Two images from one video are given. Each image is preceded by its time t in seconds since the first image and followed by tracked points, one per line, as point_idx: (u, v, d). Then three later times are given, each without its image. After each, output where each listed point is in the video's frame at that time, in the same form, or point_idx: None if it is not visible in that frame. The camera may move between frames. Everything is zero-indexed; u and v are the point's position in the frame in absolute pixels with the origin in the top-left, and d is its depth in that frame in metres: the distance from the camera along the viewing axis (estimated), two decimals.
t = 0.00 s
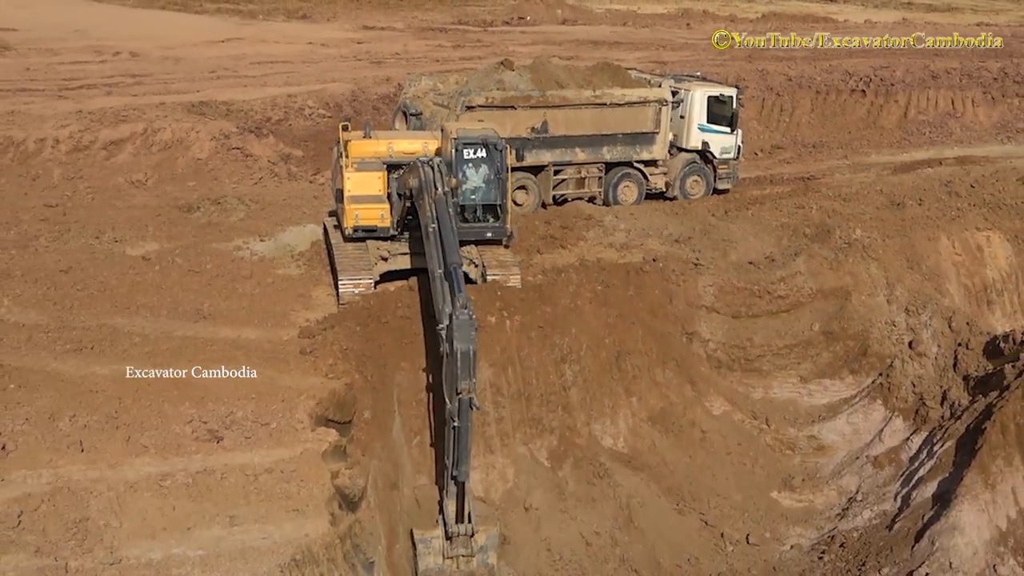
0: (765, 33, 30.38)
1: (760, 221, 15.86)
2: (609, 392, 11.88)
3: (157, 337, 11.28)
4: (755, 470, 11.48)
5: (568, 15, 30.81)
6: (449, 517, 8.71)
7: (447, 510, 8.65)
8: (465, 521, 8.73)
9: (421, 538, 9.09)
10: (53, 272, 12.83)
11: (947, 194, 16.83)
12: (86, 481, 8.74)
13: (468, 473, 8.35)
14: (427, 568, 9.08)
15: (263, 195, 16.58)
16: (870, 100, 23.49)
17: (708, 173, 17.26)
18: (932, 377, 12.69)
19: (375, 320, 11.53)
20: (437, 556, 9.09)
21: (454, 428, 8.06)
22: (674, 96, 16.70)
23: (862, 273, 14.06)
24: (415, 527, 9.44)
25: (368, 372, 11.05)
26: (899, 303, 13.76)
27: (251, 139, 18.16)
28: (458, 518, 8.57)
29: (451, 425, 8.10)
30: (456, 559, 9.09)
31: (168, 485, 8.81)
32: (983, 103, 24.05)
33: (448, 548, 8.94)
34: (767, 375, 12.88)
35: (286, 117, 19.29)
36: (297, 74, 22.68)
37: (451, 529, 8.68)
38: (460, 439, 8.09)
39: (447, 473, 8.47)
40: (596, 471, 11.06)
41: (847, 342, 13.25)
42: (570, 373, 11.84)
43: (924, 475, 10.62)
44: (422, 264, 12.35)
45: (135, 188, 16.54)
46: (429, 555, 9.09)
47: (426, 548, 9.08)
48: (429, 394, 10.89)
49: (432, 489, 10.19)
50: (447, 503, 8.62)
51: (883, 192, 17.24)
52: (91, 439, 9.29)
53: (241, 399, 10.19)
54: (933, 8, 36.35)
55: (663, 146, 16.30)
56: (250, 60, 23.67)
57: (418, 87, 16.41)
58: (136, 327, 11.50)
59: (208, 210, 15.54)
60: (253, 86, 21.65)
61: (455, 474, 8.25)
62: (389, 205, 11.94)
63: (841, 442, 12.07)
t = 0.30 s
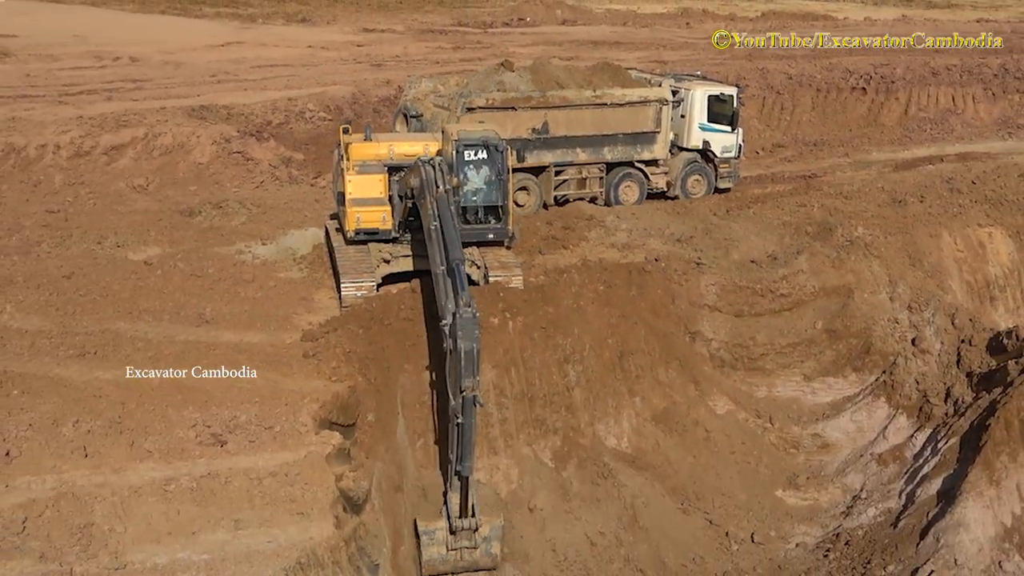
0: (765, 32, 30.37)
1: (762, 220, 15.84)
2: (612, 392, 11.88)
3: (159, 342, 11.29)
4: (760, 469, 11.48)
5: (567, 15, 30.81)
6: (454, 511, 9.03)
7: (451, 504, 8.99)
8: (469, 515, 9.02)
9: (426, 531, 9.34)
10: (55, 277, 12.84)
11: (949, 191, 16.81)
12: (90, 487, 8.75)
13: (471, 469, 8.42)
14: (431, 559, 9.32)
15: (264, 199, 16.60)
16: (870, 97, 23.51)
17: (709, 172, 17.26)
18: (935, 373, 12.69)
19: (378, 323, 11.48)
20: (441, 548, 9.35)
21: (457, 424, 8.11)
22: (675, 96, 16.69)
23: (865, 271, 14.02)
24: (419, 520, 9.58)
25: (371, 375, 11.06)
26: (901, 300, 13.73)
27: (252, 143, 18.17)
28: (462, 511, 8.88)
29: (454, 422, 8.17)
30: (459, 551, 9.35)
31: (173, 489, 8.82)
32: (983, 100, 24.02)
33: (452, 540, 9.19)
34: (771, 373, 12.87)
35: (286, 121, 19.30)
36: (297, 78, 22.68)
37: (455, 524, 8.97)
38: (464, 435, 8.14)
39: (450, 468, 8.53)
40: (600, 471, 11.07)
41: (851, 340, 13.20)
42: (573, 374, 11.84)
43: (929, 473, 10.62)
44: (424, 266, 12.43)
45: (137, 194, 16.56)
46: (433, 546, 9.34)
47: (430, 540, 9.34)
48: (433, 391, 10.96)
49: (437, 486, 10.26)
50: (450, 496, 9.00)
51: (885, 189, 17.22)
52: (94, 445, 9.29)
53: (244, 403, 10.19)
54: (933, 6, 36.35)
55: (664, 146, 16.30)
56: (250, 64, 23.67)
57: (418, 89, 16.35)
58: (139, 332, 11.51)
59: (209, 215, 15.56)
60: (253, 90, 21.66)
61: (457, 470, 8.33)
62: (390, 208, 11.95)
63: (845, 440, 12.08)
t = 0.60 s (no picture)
0: (766, 29, 30.33)
1: (764, 216, 15.83)
2: (614, 391, 11.93)
3: (162, 342, 11.30)
4: (762, 466, 11.55)
5: (568, 14, 30.78)
6: (457, 501, 9.24)
7: (454, 493, 9.17)
8: (472, 503, 9.25)
9: (429, 518, 9.54)
10: (57, 279, 12.85)
11: (951, 186, 16.79)
12: (93, 488, 8.76)
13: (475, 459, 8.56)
14: (433, 544, 9.57)
15: (265, 199, 16.61)
16: (871, 93, 23.47)
17: (710, 169, 17.26)
18: (938, 369, 12.60)
19: (381, 322, 11.55)
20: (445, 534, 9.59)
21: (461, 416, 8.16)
22: (675, 93, 16.67)
23: (866, 267, 13.97)
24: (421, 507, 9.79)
25: (375, 375, 11.18)
26: (903, 296, 13.75)
27: (253, 143, 18.16)
28: (464, 501, 9.12)
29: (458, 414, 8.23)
30: (462, 538, 9.62)
31: (176, 490, 8.84)
32: (984, 95, 23.95)
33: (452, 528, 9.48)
34: (772, 370, 12.94)
35: (287, 121, 19.31)
36: (297, 78, 22.66)
37: (460, 513, 9.21)
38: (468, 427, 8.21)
39: (454, 459, 8.71)
40: (603, 469, 11.12)
41: (853, 337, 13.17)
42: (575, 372, 11.85)
43: (932, 469, 10.56)
44: (425, 265, 12.40)
45: (138, 195, 16.57)
46: (436, 532, 9.56)
47: (433, 526, 9.54)
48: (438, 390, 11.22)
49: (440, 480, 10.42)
50: (455, 484, 9.16)
51: (886, 185, 17.20)
52: (98, 446, 9.30)
53: (247, 402, 10.18)
54: (934, 2, 36.25)
55: (665, 144, 16.30)
56: (251, 64, 23.66)
57: (418, 87, 16.25)
58: (141, 333, 11.53)
59: (211, 216, 15.57)
60: (254, 90, 21.65)
61: (462, 460, 8.40)
62: (391, 208, 11.93)
63: (848, 437, 12.15)
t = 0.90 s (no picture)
0: (766, 26, 30.28)
1: (764, 213, 15.83)
2: (616, 388, 11.93)
3: (163, 341, 11.31)
4: (763, 463, 11.55)
5: (567, 12, 30.76)
6: (457, 487, 9.31)
7: (456, 479, 9.24)
8: (472, 491, 9.28)
9: (429, 504, 9.55)
10: (58, 278, 12.85)
11: (951, 182, 16.77)
12: (95, 487, 8.77)
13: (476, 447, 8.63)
14: (434, 529, 9.65)
15: (266, 198, 16.61)
16: (871, 90, 23.43)
17: (711, 166, 17.25)
18: (938, 366, 12.56)
19: (382, 320, 11.60)
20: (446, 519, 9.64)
21: (463, 405, 8.20)
22: (675, 90, 16.63)
23: (867, 264, 13.99)
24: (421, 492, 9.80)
25: (376, 373, 11.20)
26: (904, 293, 13.76)
27: (254, 141, 18.16)
28: (465, 486, 9.18)
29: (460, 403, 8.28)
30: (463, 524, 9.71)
31: (178, 489, 8.85)
32: (985, 91, 23.88)
33: (453, 515, 9.57)
34: (773, 367, 12.98)
35: (287, 120, 19.30)
36: (297, 76, 22.65)
37: (461, 500, 9.26)
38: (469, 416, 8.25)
39: (455, 446, 8.78)
40: (604, 466, 11.11)
41: (853, 333, 13.20)
42: (577, 369, 11.84)
43: (933, 465, 10.55)
44: (426, 263, 12.40)
45: (139, 194, 16.57)
46: (436, 517, 9.61)
47: (434, 511, 9.58)
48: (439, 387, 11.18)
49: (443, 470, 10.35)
50: (456, 471, 9.21)
51: (887, 181, 17.18)
52: (99, 445, 9.31)
53: (248, 401, 10.18)
54: None
55: (665, 141, 16.29)
56: (251, 63, 23.65)
57: (418, 85, 16.23)
58: (142, 332, 11.53)
59: (211, 214, 15.57)
60: (254, 89, 21.64)
61: (464, 448, 8.46)
62: (392, 206, 11.91)
63: (849, 433, 12.15)
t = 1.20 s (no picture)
0: (766, 25, 30.25)
1: (764, 212, 15.82)
2: (616, 387, 11.94)
3: (162, 340, 11.30)
4: (763, 462, 11.56)
5: (567, 10, 30.73)
6: (457, 474, 9.46)
7: (454, 466, 9.42)
8: (472, 478, 9.46)
9: (428, 490, 9.57)
10: (57, 277, 12.84)
11: (951, 181, 16.76)
12: (94, 485, 8.77)
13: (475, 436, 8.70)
14: (433, 514, 9.64)
15: (265, 196, 16.60)
16: (871, 88, 23.42)
17: (711, 165, 17.24)
18: (938, 365, 12.56)
19: (381, 319, 11.62)
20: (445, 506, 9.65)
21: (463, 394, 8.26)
22: (675, 89, 16.62)
23: (867, 262, 13.99)
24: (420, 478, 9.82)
25: (376, 371, 11.22)
26: (904, 292, 13.75)
27: (253, 140, 18.14)
28: (464, 474, 9.35)
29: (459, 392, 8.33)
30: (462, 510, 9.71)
31: (177, 487, 8.84)
32: (985, 90, 23.86)
33: (453, 501, 9.60)
34: (773, 366, 12.97)
35: (287, 118, 19.27)
36: (296, 75, 22.63)
37: (461, 487, 9.41)
38: (469, 405, 8.32)
39: (455, 434, 8.86)
40: (604, 465, 11.11)
41: (853, 332, 13.20)
42: (576, 368, 11.85)
43: (933, 463, 10.56)
44: (426, 261, 12.39)
45: (139, 193, 16.56)
46: (435, 503, 9.63)
47: (433, 497, 9.60)
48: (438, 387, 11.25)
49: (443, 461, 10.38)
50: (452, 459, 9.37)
51: (886, 180, 17.17)
52: (99, 444, 9.31)
53: (248, 400, 10.17)
54: None
55: (665, 140, 16.29)
56: (250, 62, 23.63)
57: (418, 84, 16.19)
58: (142, 330, 11.52)
59: (211, 213, 15.56)
60: (253, 87, 21.62)
61: (463, 436, 8.53)
62: (392, 205, 11.88)
63: (848, 432, 12.16)
